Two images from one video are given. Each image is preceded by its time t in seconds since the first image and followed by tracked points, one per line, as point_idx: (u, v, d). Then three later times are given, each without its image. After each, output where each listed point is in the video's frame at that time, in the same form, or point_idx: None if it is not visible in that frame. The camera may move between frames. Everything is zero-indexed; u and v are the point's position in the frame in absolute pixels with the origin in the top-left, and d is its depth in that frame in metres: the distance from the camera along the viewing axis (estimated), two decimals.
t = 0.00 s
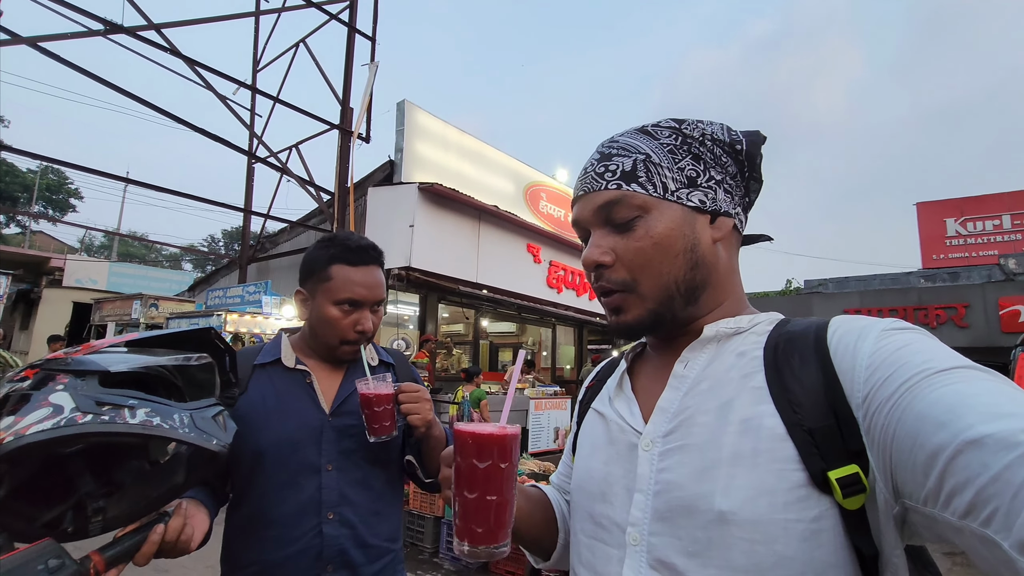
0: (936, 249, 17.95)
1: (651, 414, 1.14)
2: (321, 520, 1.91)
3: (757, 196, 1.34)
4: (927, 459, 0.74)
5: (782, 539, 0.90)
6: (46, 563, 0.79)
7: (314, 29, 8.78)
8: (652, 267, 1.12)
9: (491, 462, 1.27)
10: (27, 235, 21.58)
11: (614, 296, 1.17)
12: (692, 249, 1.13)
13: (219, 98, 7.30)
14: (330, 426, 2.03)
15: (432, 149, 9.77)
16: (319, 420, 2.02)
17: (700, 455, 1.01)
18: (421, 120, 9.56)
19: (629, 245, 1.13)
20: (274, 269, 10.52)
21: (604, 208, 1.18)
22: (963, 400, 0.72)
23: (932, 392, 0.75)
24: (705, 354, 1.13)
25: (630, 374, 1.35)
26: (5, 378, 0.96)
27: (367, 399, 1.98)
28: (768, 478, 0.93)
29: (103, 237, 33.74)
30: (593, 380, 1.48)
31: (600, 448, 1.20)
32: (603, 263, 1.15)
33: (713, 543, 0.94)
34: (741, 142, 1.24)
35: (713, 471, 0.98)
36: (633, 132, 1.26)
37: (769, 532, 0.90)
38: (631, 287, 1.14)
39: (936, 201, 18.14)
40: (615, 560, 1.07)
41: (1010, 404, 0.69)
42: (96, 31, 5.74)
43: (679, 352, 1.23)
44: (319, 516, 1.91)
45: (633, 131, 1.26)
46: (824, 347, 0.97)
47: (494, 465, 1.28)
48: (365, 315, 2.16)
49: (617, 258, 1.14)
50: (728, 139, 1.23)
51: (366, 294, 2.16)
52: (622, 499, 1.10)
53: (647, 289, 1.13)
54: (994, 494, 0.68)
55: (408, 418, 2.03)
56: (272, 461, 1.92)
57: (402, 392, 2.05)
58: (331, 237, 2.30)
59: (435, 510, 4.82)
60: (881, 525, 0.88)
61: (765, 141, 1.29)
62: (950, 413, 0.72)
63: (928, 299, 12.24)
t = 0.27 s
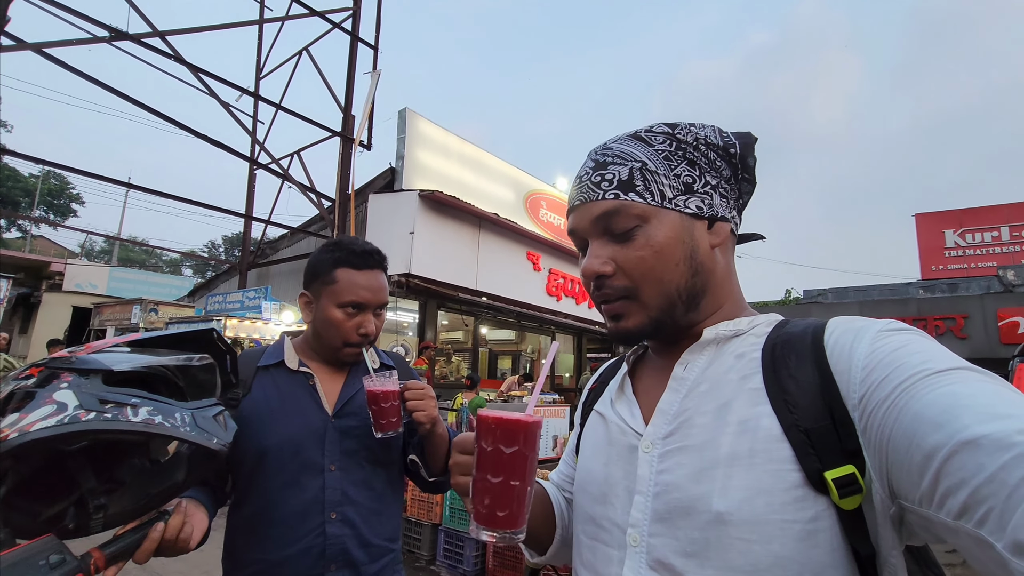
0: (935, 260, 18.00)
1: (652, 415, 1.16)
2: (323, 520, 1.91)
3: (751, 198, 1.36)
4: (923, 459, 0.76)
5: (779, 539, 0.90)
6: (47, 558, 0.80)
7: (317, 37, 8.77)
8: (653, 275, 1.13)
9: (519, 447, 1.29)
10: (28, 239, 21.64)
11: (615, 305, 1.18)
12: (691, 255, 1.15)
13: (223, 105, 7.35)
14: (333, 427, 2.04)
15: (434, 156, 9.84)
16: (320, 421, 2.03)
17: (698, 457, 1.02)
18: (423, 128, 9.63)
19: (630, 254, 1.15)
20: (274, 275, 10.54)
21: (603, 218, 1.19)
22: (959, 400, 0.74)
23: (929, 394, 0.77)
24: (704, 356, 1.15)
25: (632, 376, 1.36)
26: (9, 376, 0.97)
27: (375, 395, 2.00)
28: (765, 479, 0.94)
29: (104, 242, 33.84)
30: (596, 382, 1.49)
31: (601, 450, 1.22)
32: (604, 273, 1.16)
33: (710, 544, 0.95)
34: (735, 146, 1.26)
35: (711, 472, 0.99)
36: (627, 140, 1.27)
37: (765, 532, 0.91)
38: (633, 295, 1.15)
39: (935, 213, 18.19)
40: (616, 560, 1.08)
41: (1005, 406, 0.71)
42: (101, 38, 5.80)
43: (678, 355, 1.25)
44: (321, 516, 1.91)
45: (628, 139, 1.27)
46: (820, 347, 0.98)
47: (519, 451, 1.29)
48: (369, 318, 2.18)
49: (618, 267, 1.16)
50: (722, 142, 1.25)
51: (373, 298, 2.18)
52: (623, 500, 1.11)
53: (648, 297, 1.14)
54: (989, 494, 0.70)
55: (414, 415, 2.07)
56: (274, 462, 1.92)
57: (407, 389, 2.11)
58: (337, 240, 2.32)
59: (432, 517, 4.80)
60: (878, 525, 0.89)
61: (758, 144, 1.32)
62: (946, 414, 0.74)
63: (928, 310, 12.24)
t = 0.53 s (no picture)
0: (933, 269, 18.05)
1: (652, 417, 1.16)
2: (319, 520, 1.90)
3: (738, 193, 1.36)
4: (925, 460, 0.76)
5: (780, 539, 0.90)
6: (40, 556, 0.80)
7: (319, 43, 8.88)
8: (642, 288, 1.14)
9: (551, 426, 1.31)
10: (26, 242, 21.61)
11: (608, 321, 1.18)
12: (680, 265, 1.15)
13: (224, 109, 7.37)
14: (329, 428, 2.03)
15: (433, 162, 9.87)
16: (316, 422, 2.03)
17: (699, 458, 1.03)
18: (422, 134, 9.67)
19: (617, 269, 1.15)
20: (272, 278, 10.54)
21: (587, 235, 1.20)
22: (961, 398, 0.73)
23: (931, 392, 0.77)
24: (703, 356, 1.16)
25: (631, 376, 1.37)
26: (5, 373, 0.97)
27: (373, 392, 2.03)
28: (767, 479, 0.94)
29: (102, 245, 33.82)
30: (597, 383, 1.50)
31: (602, 453, 1.23)
32: (593, 290, 1.16)
33: (711, 545, 0.95)
34: (716, 145, 1.26)
35: (712, 473, 1.00)
36: (604, 153, 1.27)
37: (767, 533, 0.91)
38: (624, 311, 1.15)
39: (932, 221, 18.26)
40: (617, 564, 1.09)
41: (1010, 404, 0.70)
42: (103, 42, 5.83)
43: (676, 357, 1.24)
44: (317, 516, 1.91)
45: (604, 152, 1.28)
46: (820, 346, 0.98)
47: (549, 431, 1.31)
48: (362, 316, 2.20)
49: (606, 282, 1.16)
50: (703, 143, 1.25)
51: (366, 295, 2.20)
52: (624, 502, 1.12)
53: (639, 311, 1.15)
54: (993, 494, 0.69)
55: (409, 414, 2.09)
56: (272, 463, 1.92)
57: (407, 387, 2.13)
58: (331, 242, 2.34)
59: (429, 522, 4.78)
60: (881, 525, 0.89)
61: (740, 140, 1.31)
62: (947, 412, 0.74)
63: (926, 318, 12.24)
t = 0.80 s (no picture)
0: (928, 273, 18.18)
1: (649, 409, 1.17)
2: (310, 515, 1.91)
3: (724, 186, 1.34)
4: (919, 446, 0.77)
5: (773, 526, 0.92)
6: (40, 544, 0.81)
7: (317, 44, 8.92)
8: (630, 290, 1.15)
9: (566, 412, 1.29)
10: (20, 242, 21.51)
11: (600, 325, 1.20)
12: (666, 265, 1.16)
13: (221, 110, 7.37)
14: (319, 425, 2.03)
15: (430, 163, 9.88)
16: (307, 418, 2.03)
17: (695, 449, 1.04)
18: (420, 135, 9.68)
19: (604, 274, 1.17)
20: (268, 279, 10.52)
21: (573, 241, 1.21)
22: (953, 384, 0.74)
23: (924, 378, 0.77)
24: (699, 348, 1.17)
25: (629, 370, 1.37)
26: (5, 364, 0.97)
27: (368, 385, 2.04)
28: (760, 467, 0.95)
29: (98, 245, 33.72)
30: (597, 377, 1.51)
31: (601, 444, 1.24)
32: (583, 294, 1.18)
33: (706, 533, 0.96)
34: (697, 141, 1.25)
35: (706, 463, 1.01)
36: (585, 158, 1.29)
37: (761, 520, 0.92)
38: (615, 314, 1.17)
39: (927, 227, 18.38)
40: (615, 553, 1.11)
41: (1002, 392, 0.71)
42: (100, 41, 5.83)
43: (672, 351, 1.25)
44: (309, 510, 1.91)
45: (585, 157, 1.29)
46: (813, 335, 0.99)
47: (564, 417, 1.30)
48: (355, 310, 2.20)
49: (594, 288, 1.18)
50: (683, 140, 1.24)
51: (356, 290, 2.21)
52: (622, 493, 1.14)
53: (630, 313, 1.16)
54: (984, 480, 0.70)
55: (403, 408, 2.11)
56: (266, 457, 1.92)
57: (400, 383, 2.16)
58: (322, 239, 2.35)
59: (425, 523, 4.76)
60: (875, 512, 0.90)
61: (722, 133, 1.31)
62: (940, 398, 0.74)
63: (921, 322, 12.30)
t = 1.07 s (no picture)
0: (920, 275, 18.33)
1: (656, 418, 1.18)
2: (304, 521, 1.89)
3: (733, 196, 1.34)
4: (927, 459, 0.77)
5: (781, 538, 0.92)
6: (35, 556, 0.80)
7: (313, 43, 8.90)
8: (639, 302, 1.15)
9: (577, 422, 1.29)
10: (12, 240, 21.31)
11: (609, 337, 1.20)
12: (674, 277, 1.16)
13: (217, 109, 7.33)
14: (314, 430, 2.02)
15: (427, 164, 9.87)
16: (303, 423, 2.02)
17: (701, 459, 1.04)
18: (417, 136, 9.67)
19: (612, 286, 1.16)
20: (264, 279, 10.48)
21: (581, 254, 1.21)
22: (962, 396, 0.74)
23: (932, 390, 0.78)
24: (706, 357, 1.17)
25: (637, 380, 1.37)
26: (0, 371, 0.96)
27: (361, 390, 2.03)
28: (766, 477, 0.96)
29: (91, 244, 33.49)
30: (606, 387, 1.52)
31: (609, 453, 1.25)
32: (592, 307, 1.18)
33: (713, 543, 0.96)
34: (705, 153, 1.25)
35: (713, 473, 1.01)
36: (591, 171, 1.29)
37: (769, 531, 0.93)
38: (624, 326, 1.17)
39: (920, 229, 18.51)
40: (620, 562, 1.11)
41: (1011, 404, 0.71)
42: (96, 39, 5.78)
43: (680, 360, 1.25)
44: (303, 516, 1.90)
45: (591, 170, 1.29)
46: (821, 346, 0.99)
47: (576, 427, 1.30)
48: (349, 313, 2.19)
49: (603, 300, 1.17)
50: (691, 151, 1.24)
51: (350, 293, 2.20)
52: (629, 503, 1.14)
53: (639, 326, 1.16)
54: (993, 494, 0.70)
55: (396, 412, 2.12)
56: (264, 462, 1.91)
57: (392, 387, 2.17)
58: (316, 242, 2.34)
59: (421, 525, 4.75)
60: (884, 524, 0.90)
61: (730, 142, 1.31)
62: (949, 411, 0.74)
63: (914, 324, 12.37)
